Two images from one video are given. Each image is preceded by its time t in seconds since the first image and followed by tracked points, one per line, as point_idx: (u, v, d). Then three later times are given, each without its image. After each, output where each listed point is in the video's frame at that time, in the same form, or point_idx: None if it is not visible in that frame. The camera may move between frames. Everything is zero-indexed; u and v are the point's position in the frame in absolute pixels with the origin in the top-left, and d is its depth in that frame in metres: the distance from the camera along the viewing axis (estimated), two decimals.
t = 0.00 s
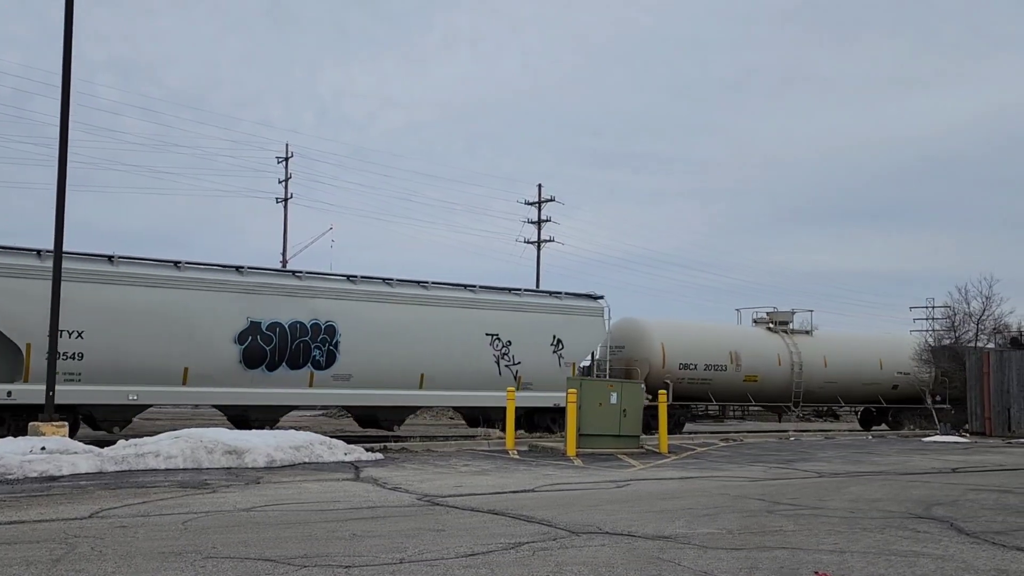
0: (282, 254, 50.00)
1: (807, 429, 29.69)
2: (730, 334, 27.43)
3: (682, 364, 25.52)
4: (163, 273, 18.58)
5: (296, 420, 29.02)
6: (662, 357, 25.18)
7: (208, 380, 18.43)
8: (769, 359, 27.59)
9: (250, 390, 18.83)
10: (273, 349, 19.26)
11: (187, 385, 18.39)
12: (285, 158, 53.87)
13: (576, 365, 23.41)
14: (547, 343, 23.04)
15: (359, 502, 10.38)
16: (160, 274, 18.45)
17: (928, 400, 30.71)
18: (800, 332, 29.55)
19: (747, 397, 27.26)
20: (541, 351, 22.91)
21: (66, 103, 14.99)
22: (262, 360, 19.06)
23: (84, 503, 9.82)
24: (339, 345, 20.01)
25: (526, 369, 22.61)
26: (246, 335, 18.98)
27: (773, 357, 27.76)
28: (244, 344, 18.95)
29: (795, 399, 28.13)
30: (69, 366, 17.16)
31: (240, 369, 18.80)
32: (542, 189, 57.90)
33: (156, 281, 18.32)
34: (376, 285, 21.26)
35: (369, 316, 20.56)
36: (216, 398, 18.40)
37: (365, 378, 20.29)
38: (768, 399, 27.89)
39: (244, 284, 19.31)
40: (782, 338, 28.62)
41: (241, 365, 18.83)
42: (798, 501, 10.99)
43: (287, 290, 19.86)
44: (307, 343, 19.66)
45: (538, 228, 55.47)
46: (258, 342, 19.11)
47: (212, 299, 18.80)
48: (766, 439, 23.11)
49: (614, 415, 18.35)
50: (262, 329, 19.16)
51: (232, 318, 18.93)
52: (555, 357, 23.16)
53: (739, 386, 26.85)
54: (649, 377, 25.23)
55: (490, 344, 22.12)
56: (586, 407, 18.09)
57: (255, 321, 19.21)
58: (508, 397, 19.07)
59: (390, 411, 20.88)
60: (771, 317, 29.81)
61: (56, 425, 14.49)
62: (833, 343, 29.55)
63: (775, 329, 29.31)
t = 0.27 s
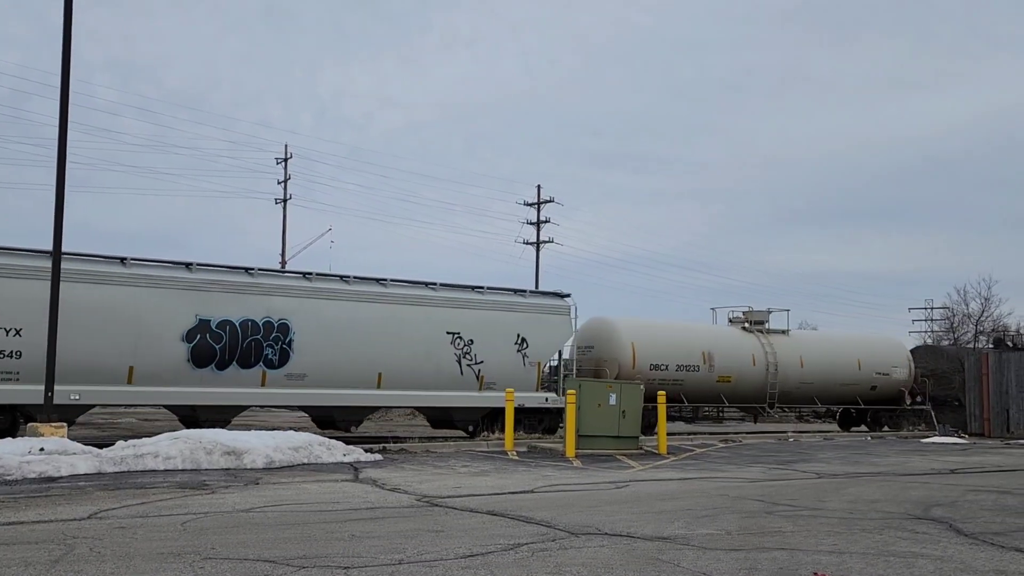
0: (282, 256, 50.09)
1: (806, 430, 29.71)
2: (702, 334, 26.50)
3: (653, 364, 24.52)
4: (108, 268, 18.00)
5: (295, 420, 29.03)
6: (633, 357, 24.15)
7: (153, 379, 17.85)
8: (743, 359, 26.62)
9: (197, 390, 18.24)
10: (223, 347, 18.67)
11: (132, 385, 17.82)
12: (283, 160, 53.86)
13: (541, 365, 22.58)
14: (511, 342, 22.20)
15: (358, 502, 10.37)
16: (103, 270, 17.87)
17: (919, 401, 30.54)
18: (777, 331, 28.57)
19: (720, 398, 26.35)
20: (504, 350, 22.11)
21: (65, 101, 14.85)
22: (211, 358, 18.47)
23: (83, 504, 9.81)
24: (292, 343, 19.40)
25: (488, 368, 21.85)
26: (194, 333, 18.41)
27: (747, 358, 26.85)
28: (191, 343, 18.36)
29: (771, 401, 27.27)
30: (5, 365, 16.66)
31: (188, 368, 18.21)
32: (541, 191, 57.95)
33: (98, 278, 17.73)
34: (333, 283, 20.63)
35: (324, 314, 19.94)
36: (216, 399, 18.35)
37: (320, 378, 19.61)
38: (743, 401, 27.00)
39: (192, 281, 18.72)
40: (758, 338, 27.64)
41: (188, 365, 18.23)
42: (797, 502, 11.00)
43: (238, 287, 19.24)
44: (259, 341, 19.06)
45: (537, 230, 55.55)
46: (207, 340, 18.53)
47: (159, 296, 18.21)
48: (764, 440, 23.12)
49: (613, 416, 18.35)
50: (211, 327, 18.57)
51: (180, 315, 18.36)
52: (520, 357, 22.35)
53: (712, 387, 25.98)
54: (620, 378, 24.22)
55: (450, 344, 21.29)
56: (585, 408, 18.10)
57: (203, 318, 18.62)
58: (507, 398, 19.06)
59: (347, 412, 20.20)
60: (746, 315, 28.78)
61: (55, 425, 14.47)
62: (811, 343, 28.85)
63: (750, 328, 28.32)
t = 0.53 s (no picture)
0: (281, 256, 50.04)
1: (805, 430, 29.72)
2: (674, 332, 26.00)
3: (621, 364, 24.10)
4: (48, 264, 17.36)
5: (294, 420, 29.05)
6: (600, 358, 23.77)
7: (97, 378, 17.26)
8: (715, 359, 26.18)
9: (143, 390, 17.66)
10: (170, 346, 18.08)
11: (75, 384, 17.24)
12: (283, 160, 53.72)
13: (504, 364, 22.01)
14: (473, 340, 21.60)
15: (357, 503, 10.37)
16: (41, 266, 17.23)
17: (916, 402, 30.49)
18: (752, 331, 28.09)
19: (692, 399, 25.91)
20: (466, 349, 21.53)
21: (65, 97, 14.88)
22: (159, 357, 17.88)
23: (82, 504, 9.81)
24: (244, 342, 18.82)
25: (449, 368, 21.29)
26: (140, 331, 17.80)
27: (719, 357, 26.34)
28: (137, 341, 17.77)
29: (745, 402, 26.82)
30: None
31: (133, 367, 17.62)
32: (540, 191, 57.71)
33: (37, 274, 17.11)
34: (289, 280, 19.96)
35: (278, 311, 19.31)
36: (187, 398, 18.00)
37: (272, 377, 19.02)
38: (716, 402, 26.53)
39: (139, 277, 18.09)
40: (732, 337, 27.16)
41: (134, 364, 17.64)
42: (796, 502, 11.01)
43: (203, 287, 18.71)
44: (208, 340, 18.47)
45: (536, 230, 55.57)
46: (153, 339, 17.92)
47: (103, 292, 17.59)
48: (763, 441, 23.12)
49: (612, 417, 18.36)
50: (157, 325, 17.96)
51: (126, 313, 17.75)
52: (482, 356, 21.79)
53: (684, 387, 25.50)
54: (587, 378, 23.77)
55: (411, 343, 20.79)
56: (584, 408, 18.11)
57: (150, 316, 18.01)
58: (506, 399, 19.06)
59: (302, 413, 19.53)
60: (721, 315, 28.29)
61: (53, 426, 14.46)
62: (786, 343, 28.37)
63: (725, 327, 27.81)
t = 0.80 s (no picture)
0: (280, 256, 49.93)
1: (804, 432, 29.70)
2: (646, 332, 25.63)
3: (588, 364, 23.77)
4: None
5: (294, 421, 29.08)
6: (566, 358, 23.45)
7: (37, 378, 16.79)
8: (686, 360, 25.72)
9: (86, 389, 17.15)
10: (114, 345, 17.56)
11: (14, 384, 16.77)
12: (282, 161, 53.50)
13: (466, 364, 21.41)
14: (433, 339, 21.02)
15: (357, 504, 10.37)
16: None
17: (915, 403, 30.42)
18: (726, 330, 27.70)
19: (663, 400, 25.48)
20: (426, 347, 20.95)
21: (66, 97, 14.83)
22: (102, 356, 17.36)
23: (81, 505, 9.80)
24: (192, 340, 18.28)
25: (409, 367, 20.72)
26: (83, 329, 17.31)
27: (691, 358, 25.88)
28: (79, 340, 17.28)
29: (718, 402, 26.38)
30: None
31: (75, 366, 17.12)
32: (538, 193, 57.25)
33: None
34: (241, 277, 19.40)
35: (229, 309, 18.78)
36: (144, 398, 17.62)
37: (222, 377, 18.49)
38: (688, 403, 26.11)
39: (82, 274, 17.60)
40: (705, 336, 26.80)
41: (75, 363, 17.14)
42: (794, 503, 11.01)
43: (188, 286, 18.59)
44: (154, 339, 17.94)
45: (535, 231, 55.50)
46: (96, 337, 17.42)
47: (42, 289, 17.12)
48: (762, 442, 23.12)
49: (610, 418, 18.35)
50: (100, 323, 17.45)
51: (67, 311, 17.27)
52: (443, 355, 21.21)
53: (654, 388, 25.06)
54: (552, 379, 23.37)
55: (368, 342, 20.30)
56: (582, 409, 18.10)
57: (93, 313, 17.52)
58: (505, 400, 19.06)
59: (254, 414, 19.04)
60: (695, 313, 27.82)
61: (52, 427, 14.45)
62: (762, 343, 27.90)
63: (699, 326, 27.35)
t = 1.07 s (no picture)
0: (279, 257, 49.70)
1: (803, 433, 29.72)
2: (615, 331, 24.81)
3: (556, 365, 22.88)
4: None
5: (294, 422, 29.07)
6: (533, 358, 22.54)
7: None
8: (658, 359, 25.00)
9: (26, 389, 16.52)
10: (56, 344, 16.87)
11: None
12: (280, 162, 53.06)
13: (427, 364, 20.61)
14: (392, 339, 20.23)
15: (356, 505, 10.37)
16: None
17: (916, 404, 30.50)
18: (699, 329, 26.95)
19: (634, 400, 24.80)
20: (384, 347, 20.16)
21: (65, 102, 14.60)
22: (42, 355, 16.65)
23: (81, 507, 9.78)
24: (138, 339, 17.56)
25: (366, 367, 19.94)
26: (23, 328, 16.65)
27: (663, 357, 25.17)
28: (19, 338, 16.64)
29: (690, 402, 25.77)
30: None
31: (14, 366, 16.49)
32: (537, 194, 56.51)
33: None
34: (192, 275, 18.61)
35: (174, 307, 18.00)
36: (105, 399, 17.05)
37: (169, 377, 17.76)
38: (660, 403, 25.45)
39: (21, 270, 16.87)
40: (678, 336, 26.02)
41: (14, 362, 16.50)
42: (793, 504, 11.01)
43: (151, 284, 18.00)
44: (98, 338, 17.23)
45: (535, 232, 55.34)
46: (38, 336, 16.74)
47: None
48: (761, 442, 23.14)
49: (610, 419, 18.35)
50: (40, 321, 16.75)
51: (6, 308, 16.61)
52: (403, 355, 20.41)
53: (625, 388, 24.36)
54: (518, 379, 22.57)
55: (323, 341, 19.52)
56: (582, 410, 18.10)
57: (34, 311, 16.83)
58: (505, 400, 19.06)
59: (205, 415, 18.35)
60: (667, 312, 27.04)
61: (51, 428, 14.44)
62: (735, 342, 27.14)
63: (671, 325, 26.62)
